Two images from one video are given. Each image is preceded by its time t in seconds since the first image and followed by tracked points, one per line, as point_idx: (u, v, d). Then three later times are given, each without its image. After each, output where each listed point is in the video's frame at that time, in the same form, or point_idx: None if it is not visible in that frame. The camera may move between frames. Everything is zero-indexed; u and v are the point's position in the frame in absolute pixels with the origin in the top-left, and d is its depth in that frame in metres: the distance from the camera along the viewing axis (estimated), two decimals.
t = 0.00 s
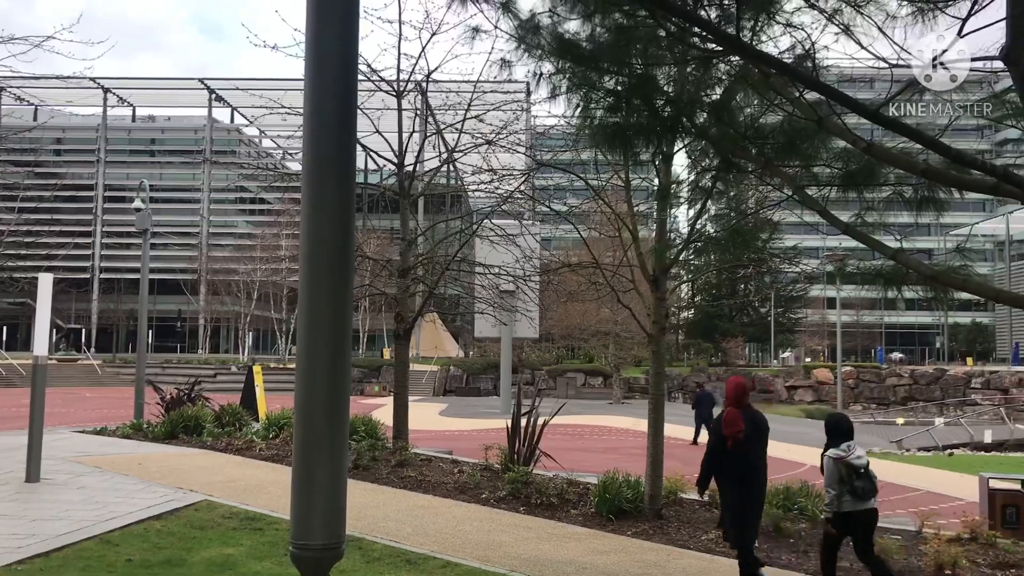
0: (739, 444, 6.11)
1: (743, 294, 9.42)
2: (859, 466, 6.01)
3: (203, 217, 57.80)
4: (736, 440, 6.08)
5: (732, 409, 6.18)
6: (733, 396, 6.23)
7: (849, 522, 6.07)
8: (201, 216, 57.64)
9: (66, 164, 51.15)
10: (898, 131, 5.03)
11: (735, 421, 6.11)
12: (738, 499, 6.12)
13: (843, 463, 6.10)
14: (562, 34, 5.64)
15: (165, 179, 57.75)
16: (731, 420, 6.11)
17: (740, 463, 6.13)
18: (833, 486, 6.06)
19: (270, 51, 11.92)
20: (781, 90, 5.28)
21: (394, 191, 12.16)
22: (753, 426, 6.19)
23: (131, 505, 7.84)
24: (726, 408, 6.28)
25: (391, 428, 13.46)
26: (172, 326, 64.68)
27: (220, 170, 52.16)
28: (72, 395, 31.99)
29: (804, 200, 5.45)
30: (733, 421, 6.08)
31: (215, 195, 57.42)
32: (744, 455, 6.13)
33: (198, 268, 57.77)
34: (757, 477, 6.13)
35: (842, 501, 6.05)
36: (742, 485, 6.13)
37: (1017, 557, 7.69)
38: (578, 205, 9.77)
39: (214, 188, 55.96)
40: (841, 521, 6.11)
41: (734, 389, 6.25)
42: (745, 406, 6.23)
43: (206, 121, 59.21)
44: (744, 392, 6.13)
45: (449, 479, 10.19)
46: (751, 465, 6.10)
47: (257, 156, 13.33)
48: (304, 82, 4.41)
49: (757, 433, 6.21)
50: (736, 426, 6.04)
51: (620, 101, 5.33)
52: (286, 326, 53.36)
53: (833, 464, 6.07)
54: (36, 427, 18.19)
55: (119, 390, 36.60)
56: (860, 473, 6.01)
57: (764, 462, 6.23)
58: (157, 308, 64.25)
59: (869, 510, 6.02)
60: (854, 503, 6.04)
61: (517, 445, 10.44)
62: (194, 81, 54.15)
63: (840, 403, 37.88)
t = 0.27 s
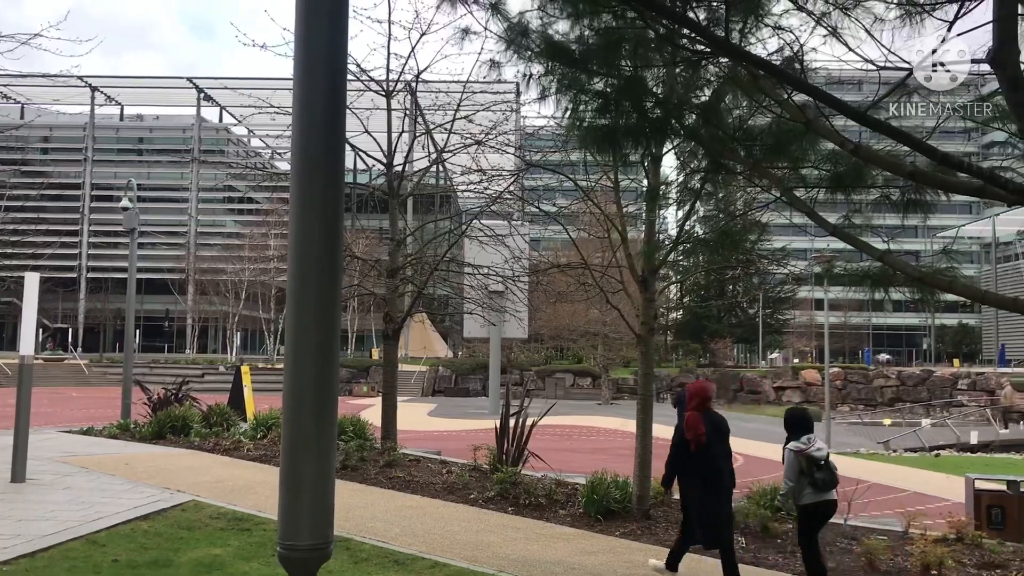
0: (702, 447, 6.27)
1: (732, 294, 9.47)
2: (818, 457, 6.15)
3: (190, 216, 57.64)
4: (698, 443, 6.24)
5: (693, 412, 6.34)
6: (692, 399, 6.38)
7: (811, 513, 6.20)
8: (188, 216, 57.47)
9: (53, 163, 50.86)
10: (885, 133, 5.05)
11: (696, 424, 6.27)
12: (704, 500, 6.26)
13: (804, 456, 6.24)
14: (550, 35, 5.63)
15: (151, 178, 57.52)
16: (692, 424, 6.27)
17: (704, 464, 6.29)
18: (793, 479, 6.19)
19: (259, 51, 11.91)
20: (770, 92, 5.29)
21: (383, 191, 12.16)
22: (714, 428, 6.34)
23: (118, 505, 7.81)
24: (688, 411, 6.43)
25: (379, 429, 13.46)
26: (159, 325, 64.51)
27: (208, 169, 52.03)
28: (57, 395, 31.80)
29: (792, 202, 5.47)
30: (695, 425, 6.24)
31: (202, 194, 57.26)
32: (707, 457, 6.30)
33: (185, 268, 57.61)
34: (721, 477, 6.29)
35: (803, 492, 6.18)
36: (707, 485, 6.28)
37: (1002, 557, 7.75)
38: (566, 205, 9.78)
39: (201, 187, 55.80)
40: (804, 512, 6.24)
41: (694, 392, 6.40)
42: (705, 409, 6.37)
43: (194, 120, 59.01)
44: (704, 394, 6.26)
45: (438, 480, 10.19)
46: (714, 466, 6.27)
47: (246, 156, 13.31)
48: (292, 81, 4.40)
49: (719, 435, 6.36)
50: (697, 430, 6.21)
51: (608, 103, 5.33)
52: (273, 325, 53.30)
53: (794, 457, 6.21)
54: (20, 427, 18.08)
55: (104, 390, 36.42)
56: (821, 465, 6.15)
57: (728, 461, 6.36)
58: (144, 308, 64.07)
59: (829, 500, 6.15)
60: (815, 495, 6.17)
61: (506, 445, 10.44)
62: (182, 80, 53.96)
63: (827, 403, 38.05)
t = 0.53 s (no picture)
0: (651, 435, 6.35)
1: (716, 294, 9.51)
2: (766, 455, 6.41)
3: (174, 214, 57.25)
4: (649, 429, 6.33)
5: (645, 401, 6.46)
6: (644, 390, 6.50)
7: (759, 510, 6.42)
8: (172, 214, 57.08)
9: (34, 160, 50.35)
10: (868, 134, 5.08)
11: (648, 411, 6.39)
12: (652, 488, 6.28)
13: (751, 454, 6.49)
14: (535, 35, 5.62)
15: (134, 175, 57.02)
16: (644, 411, 6.38)
17: (658, 450, 6.33)
18: (742, 475, 6.42)
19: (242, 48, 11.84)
20: (754, 92, 5.31)
21: (368, 189, 12.12)
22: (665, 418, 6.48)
23: (98, 505, 7.75)
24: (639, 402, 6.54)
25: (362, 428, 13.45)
26: (143, 324, 64.11)
27: (192, 167, 51.68)
28: (37, 394, 31.52)
29: (775, 202, 5.51)
30: (648, 411, 6.36)
31: (186, 192, 56.88)
32: (657, 444, 6.35)
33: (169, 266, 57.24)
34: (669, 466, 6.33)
35: (751, 489, 6.40)
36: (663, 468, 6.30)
37: (981, 555, 7.82)
38: (551, 205, 9.80)
39: (185, 185, 55.42)
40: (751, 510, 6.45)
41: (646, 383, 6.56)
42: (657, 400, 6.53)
43: (178, 118, 58.58)
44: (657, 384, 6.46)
45: (421, 479, 10.18)
46: (663, 453, 6.32)
47: (229, 153, 13.24)
48: (276, 81, 4.39)
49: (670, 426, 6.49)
50: (649, 415, 6.32)
51: (593, 103, 5.33)
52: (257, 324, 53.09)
53: (742, 454, 6.45)
54: None
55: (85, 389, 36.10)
56: (768, 461, 6.41)
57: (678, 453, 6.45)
58: (127, 306, 63.63)
59: (775, 497, 6.39)
60: (763, 492, 6.41)
61: (490, 445, 10.44)
62: (166, 77, 53.55)
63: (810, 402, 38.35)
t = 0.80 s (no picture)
0: (619, 431, 6.31)
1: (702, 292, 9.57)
2: (724, 444, 6.48)
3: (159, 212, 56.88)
4: (616, 425, 6.30)
5: (612, 395, 6.40)
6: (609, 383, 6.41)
7: (715, 498, 6.48)
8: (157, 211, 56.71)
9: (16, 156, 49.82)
10: (852, 133, 5.12)
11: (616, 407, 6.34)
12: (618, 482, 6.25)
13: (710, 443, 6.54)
14: (521, 33, 5.62)
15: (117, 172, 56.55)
16: (612, 407, 6.34)
17: (623, 444, 6.29)
18: (701, 463, 6.46)
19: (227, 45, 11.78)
20: (739, 92, 5.33)
21: (354, 187, 12.10)
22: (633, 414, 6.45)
23: (82, 503, 7.70)
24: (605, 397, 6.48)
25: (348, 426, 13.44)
26: (127, 322, 63.73)
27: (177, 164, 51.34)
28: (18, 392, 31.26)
29: (760, 201, 5.54)
30: (615, 405, 6.30)
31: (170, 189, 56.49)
32: (625, 440, 6.30)
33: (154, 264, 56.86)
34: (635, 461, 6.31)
35: (710, 477, 6.45)
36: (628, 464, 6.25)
37: (964, 552, 7.89)
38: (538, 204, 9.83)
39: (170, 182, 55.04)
40: (709, 498, 6.50)
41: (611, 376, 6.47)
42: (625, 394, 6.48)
43: (162, 114, 58.15)
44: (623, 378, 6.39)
45: (407, 477, 10.17)
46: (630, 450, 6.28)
47: (214, 151, 13.17)
48: (261, 78, 4.39)
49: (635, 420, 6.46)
50: (616, 411, 6.29)
51: (578, 102, 5.33)
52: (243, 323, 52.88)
53: (703, 442, 6.50)
54: None
55: (67, 387, 35.79)
56: (726, 450, 6.47)
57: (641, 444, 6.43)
58: (111, 304, 63.21)
59: (732, 486, 6.46)
60: (720, 480, 6.46)
61: (476, 443, 10.45)
62: (150, 74, 53.13)
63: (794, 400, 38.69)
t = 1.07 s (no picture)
0: (575, 431, 6.32)
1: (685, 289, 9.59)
2: (676, 440, 6.46)
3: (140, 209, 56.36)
4: (572, 426, 6.31)
5: (564, 397, 6.40)
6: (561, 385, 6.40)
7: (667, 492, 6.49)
8: (138, 208, 56.19)
9: None
10: (834, 131, 5.15)
11: (571, 408, 6.35)
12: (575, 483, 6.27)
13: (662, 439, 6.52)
14: (503, 31, 5.61)
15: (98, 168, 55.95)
16: (567, 408, 6.34)
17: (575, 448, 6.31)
18: (653, 459, 6.44)
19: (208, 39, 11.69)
20: (722, 90, 5.35)
21: (336, 183, 12.05)
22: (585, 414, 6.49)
23: (61, 502, 7.64)
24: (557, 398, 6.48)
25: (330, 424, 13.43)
26: (108, 319, 63.24)
27: (159, 161, 50.86)
28: None
29: (741, 198, 5.56)
30: (568, 409, 6.31)
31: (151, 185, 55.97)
32: (580, 440, 6.32)
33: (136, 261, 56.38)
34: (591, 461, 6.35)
35: (661, 472, 6.45)
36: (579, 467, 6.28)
37: (943, 547, 7.96)
38: (522, 201, 9.82)
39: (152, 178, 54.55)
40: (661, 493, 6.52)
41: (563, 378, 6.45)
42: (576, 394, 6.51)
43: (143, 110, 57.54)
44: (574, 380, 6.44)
45: (390, 475, 10.16)
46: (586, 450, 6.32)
47: (195, 147, 13.08)
48: (243, 74, 4.37)
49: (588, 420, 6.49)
50: (571, 412, 6.30)
51: (561, 99, 5.33)
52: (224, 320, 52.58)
53: (655, 439, 6.46)
54: None
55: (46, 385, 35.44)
56: (678, 446, 6.47)
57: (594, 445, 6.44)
58: (91, 301, 62.67)
59: (683, 481, 6.48)
60: (671, 475, 6.48)
61: (459, 440, 10.45)
62: (131, 69, 52.56)
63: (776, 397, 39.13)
